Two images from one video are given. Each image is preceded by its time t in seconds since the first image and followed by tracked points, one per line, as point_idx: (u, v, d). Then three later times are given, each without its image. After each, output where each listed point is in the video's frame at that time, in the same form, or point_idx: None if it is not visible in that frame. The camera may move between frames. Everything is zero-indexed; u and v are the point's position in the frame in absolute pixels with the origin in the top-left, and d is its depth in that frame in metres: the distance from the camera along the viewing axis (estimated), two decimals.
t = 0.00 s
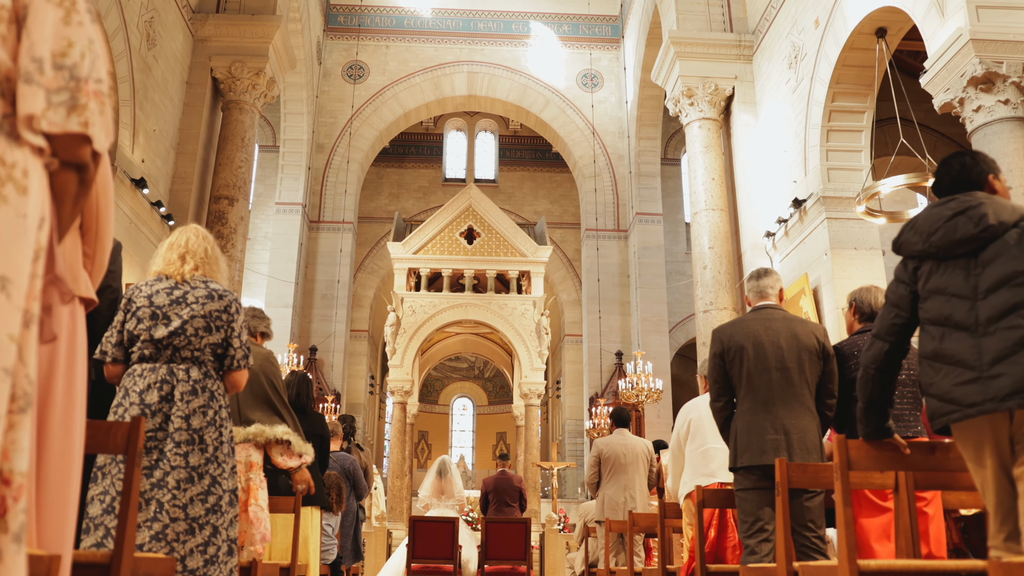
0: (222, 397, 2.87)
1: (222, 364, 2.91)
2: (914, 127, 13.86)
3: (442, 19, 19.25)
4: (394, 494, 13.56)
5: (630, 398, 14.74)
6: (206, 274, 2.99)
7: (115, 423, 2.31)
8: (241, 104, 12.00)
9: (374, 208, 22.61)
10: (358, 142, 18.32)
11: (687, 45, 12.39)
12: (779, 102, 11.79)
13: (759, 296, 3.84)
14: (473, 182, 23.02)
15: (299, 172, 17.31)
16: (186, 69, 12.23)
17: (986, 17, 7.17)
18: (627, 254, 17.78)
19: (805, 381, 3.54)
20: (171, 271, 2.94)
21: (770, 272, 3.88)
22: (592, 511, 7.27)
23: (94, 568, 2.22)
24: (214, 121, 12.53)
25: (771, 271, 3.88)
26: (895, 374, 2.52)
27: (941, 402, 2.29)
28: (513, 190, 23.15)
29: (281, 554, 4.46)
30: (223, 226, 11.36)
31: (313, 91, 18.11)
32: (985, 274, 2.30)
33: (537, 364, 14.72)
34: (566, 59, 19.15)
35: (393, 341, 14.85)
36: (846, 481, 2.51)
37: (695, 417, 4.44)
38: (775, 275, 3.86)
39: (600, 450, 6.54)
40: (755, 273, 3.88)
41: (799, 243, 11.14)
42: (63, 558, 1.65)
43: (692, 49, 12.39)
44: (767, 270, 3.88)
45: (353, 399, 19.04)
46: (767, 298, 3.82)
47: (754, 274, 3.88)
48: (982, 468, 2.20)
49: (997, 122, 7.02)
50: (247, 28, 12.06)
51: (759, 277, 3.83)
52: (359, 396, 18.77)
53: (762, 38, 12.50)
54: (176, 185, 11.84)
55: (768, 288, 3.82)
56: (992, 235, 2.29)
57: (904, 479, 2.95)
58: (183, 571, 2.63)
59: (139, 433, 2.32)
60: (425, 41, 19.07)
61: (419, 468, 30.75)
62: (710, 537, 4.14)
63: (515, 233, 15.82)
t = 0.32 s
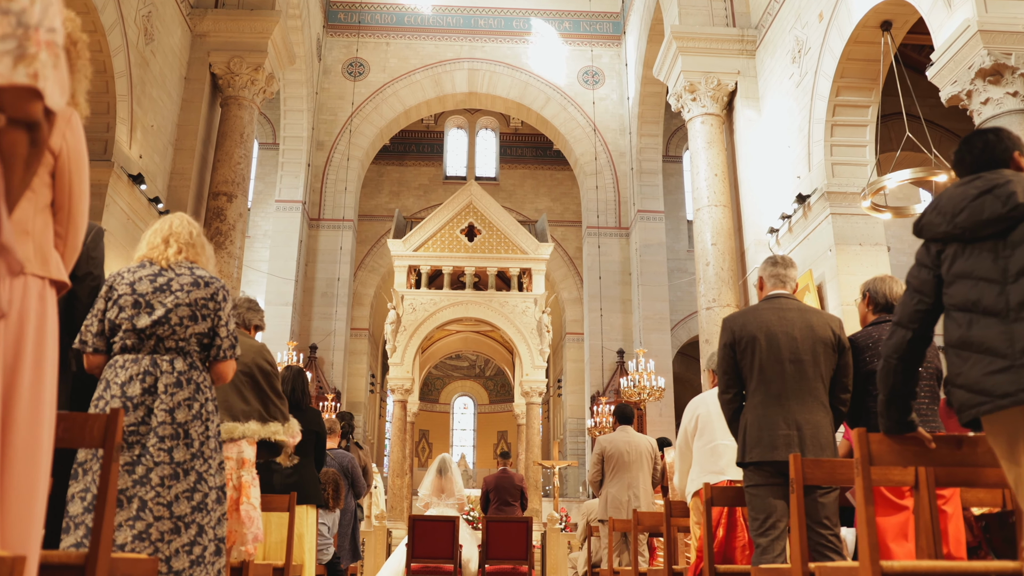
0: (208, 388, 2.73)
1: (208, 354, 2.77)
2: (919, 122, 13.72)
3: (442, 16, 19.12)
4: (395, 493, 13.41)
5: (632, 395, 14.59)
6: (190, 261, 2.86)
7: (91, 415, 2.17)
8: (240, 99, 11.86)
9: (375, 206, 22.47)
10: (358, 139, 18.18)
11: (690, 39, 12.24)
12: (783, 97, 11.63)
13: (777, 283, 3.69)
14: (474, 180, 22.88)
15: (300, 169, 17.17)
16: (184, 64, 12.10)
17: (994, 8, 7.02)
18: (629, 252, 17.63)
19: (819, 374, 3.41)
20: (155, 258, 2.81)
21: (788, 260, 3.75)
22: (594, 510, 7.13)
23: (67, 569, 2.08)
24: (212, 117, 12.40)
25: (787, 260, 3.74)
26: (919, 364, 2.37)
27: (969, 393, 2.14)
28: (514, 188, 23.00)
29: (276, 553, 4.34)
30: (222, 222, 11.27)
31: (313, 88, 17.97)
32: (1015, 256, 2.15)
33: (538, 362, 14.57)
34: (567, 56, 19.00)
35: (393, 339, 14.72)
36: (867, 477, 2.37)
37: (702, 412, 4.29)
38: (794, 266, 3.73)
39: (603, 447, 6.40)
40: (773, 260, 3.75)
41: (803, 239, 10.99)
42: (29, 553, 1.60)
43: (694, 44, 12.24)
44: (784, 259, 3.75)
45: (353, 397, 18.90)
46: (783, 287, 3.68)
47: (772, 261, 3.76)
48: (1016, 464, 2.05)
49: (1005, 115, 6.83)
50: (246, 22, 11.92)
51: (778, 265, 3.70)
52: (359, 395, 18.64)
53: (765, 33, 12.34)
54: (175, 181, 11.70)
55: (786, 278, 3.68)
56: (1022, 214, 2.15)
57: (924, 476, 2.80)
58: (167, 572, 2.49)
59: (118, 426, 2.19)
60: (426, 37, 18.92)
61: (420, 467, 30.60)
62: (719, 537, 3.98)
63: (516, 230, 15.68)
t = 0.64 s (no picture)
0: (192, 379, 2.60)
1: (192, 344, 2.64)
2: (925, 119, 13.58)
3: (443, 14, 18.99)
4: (395, 492, 13.29)
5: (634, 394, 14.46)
6: (176, 247, 2.73)
7: (62, 407, 2.03)
8: (238, 95, 11.72)
9: (375, 204, 22.34)
10: (358, 137, 18.04)
11: (692, 35, 12.08)
12: (786, 93, 11.47)
13: (787, 273, 3.56)
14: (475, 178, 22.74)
15: (300, 167, 17.03)
16: (183, 60, 11.97)
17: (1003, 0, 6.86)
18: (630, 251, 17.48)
19: (833, 367, 3.29)
20: (138, 242, 2.68)
21: (800, 250, 3.61)
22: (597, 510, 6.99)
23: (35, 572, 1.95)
24: (211, 113, 12.26)
25: (798, 248, 3.60)
26: (944, 354, 2.23)
27: (1000, 383, 2.01)
28: (514, 186, 22.85)
29: (271, 554, 4.20)
30: (220, 219, 11.14)
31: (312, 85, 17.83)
32: None
33: (539, 361, 14.43)
34: (569, 54, 18.85)
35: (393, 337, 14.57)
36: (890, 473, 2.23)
37: (710, 408, 4.16)
38: (806, 255, 3.59)
39: (605, 445, 6.27)
40: (784, 248, 3.61)
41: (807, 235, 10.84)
42: None
43: (696, 40, 12.08)
44: (796, 247, 3.61)
45: (353, 396, 18.77)
46: (794, 277, 3.55)
47: (782, 250, 3.62)
48: None
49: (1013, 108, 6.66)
50: (245, 18, 11.78)
51: (789, 254, 3.56)
52: (359, 394, 18.52)
53: (768, 29, 12.18)
54: (173, 178, 11.55)
55: (797, 267, 3.54)
56: None
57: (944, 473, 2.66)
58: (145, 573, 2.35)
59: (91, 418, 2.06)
60: (427, 35, 18.78)
61: (420, 466, 30.47)
62: (728, 536, 3.84)
63: (517, 228, 15.53)
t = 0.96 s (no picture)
0: (174, 368, 2.46)
1: (174, 331, 2.50)
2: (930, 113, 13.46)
3: (444, 11, 18.83)
4: (395, 491, 13.15)
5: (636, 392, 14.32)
6: (157, 229, 2.58)
7: (30, 394, 1.88)
8: (237, 91, 11.58)
9: (376, 202, 22.19)
10: (358, 135, 17.89)
11: (694, 30, 11.92)
12: (790, 88, 11.29)
13: (799, 259, 3.41)
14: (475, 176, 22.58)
15: (299, 165, 16.87)
16: (181, 56, 11.83)
17: None
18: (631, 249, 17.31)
19: (851, 358, 3.15)
20: (118, 222, 2.53)
21: (813, 235, 3.47)
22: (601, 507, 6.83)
23: None
24: (209, 108, 12.13)
25: (811, 233, 3.46)
26: (976, 339, 2.09)
27: None
28: (515, 184, 22.70)
29: (265, 553, 4.04)
30: (218, 215, 10.99)
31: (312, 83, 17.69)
32: None
33: (541, 359, 14.27)
34: (570, 51, 18.68)
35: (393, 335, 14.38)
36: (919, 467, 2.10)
37: (717, 402, 4.01)
38: (819, 240, 3.45)
39: (608, 442, 6.12)
40: (796, 232, 3.46)
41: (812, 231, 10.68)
42: None
43: (699, 35, 11.91)
44: (810, 233, 3.47)
45: (353, 395, 18.64)
46: (806, 263, 3.40)
47: (795, 234, 3.47)
48: None
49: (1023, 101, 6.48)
50: (243, 12, 11.60)
51: (802, 239, 3.41)
52: (359, 392, 18.41)
53: (772, 24, 12.00)
54: (170, 174, 11.41)
55: (811, 253, 3.40)
56: None
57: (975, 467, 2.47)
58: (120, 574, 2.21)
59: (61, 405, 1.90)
60: (427, 33, 18.64)
61: (420, 465, 30.33)
62: (738, 534, 3.69)
63: (518, 225, 15.37)
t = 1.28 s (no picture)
0: (154, 359, 2.32)
1: (154, 320, 2.36)
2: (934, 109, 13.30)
3: (443, 8, 18.67)
4: (394, 491, 13.01)
5: (637, 391, 14.19)
6: (138, 212, 2.44)
7: None
8: (235, 87, 11.42)
9: (375, 200, 22.05)
10: (358, 133, 17.75)
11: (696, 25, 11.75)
12: (792, 83, 11.13)
13: (810, 247, 3.28)
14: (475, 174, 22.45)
15: (298, 162, 16.73)
16: (179, 51, 11.69)
17: None
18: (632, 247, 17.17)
19: (866, 350, 3.02)
20: (95, 204, 2.39)
21: (825, 222, 3.34)
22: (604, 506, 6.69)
23: None
24: (207, 104, 11.99)
25: (823, 219, 3.32)
26: (1010, 326, 1.93)
27: None
28: (516, 182, 22.57)
29: (257, 554, 3.90)
30: (216, 212, 10.82)
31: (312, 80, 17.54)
32: None
33: (541, 357, 14.13)
34: (570, 49, 18.53)
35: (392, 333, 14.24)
36: (949, 463, 1.98)
37: (725, 398, 3.87)
38: (830, 227, 3.32)
39: (611, 439, 6.00)
40: (808, 217, 3.32)
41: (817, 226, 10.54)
42: None
43: (700, 30, 11.75)
44: (822, 219, 3.33)
45: (353, 394, 18.51)
46: (818, 251, 3.27)
47: (806, 220, 3.33)
48: None
49: None
50: (242, 8, 11.49)
51: (814, 226, 3.28)
52: (359, 391, 18.28)
53: (774, 19, 11.84)
54: (167, 171, 11.24)
55: (822, 240, 3.27)
56: None
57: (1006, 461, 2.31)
58: None
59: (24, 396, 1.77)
60: (428, 30, 18.50)
61: (420, 464, 30.21)
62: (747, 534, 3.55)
63: (518, 223, 15.22)
